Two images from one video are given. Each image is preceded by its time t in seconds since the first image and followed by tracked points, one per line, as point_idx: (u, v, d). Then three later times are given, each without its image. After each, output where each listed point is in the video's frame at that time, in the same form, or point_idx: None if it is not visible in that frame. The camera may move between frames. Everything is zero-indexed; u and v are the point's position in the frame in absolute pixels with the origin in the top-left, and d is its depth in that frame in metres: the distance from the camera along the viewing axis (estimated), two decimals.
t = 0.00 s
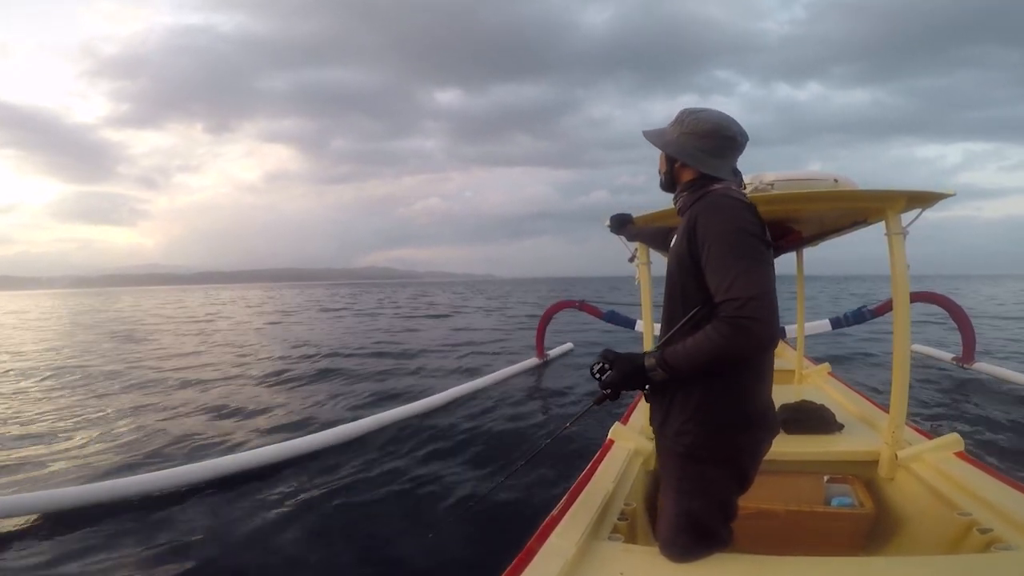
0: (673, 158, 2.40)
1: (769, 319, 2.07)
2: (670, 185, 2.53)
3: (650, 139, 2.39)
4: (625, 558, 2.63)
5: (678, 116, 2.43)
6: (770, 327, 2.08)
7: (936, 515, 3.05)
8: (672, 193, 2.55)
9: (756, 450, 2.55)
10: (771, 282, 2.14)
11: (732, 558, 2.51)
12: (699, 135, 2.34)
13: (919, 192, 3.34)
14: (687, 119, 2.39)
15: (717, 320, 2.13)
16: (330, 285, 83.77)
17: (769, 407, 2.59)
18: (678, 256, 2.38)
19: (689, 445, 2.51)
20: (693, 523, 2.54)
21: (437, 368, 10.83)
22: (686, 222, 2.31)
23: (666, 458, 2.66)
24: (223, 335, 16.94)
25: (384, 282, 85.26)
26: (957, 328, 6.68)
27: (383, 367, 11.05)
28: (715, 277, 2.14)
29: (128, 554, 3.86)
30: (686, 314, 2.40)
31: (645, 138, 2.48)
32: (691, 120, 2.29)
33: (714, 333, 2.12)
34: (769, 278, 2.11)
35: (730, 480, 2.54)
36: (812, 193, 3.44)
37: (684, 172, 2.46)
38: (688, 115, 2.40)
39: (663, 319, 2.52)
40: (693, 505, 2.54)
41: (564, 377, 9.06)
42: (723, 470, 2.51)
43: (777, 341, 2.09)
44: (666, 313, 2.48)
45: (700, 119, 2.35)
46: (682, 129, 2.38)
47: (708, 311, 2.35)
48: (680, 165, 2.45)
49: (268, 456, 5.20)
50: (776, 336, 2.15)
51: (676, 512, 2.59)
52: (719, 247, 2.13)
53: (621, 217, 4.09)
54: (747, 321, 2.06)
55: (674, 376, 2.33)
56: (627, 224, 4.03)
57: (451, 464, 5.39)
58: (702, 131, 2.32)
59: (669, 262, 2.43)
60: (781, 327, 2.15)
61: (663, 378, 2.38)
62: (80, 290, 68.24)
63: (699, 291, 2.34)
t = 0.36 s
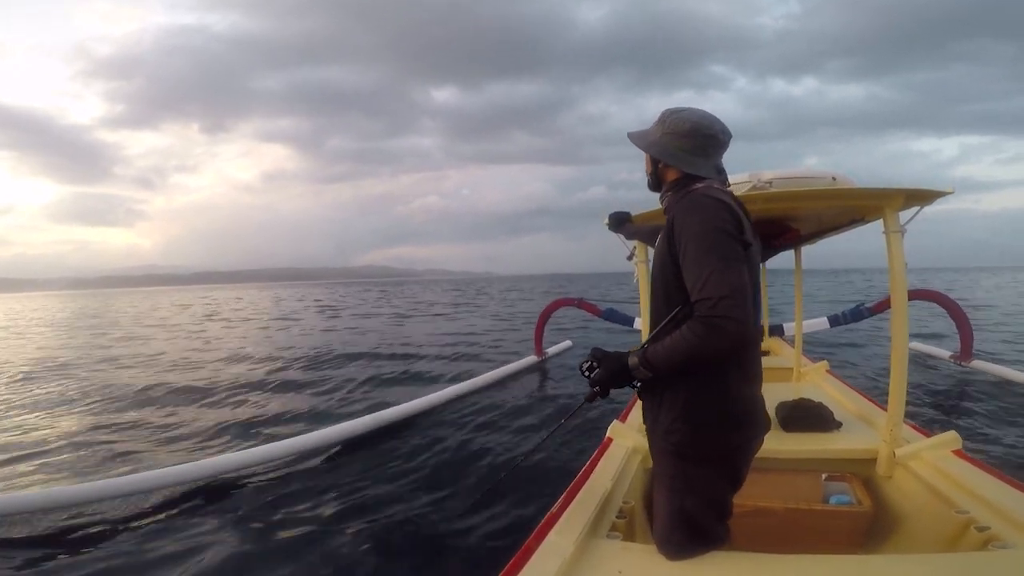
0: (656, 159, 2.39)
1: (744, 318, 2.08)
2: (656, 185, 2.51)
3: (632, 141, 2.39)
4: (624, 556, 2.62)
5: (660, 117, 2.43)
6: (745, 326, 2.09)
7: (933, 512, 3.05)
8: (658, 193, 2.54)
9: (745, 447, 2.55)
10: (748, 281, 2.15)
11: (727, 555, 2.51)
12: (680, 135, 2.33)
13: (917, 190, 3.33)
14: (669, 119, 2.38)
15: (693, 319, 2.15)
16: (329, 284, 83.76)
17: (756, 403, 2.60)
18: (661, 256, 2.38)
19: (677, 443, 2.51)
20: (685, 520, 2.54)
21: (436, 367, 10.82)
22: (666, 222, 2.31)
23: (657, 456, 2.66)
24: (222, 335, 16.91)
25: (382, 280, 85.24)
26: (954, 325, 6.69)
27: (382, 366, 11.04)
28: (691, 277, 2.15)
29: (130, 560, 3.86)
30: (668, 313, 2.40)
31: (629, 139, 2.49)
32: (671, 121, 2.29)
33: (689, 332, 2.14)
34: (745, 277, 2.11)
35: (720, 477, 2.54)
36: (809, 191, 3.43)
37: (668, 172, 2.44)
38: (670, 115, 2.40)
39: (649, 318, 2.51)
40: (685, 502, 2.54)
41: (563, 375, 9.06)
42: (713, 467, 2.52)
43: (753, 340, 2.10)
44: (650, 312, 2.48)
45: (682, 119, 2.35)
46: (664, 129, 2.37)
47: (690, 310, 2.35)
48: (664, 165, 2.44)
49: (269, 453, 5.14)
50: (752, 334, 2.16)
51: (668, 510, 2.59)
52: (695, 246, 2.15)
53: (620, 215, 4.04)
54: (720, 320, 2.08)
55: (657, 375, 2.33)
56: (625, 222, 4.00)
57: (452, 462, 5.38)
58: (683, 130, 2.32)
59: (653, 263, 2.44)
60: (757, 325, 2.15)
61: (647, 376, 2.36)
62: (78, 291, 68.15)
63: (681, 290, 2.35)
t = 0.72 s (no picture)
0: (640, 156, 2.40)
1: (721, 313, 2.08)
2: (644, 182, 2.52)
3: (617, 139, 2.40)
4: (622, 551, 2.62)
5: (645, 114, 2.44)
6: (722, 320, 2.09)
7: (931, 507, 3.05)
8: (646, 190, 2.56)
9: (735, 441, 2.55)
10: (726, 276, 2.14)
11: (720, 550, 2.50)
12: (663, 131, 2.34)
13: (916, 183, 3.32)
14: (653, 115, 2.39)
15: (672, 314, 2.16)
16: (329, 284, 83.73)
17: (745, 397, 2.60)
18: (646, 252, 2.40)
19: (667, 438, 2.51)
20: (676, 515, 2.53)
21: (436, 365, 10.80)
22: (649, 219, 2.33)
23: (648, 451, 2.67)
24: (221, 335, 16.87)
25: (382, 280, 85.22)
26: (954, 319, 6.68)
27: (381, 365, 11.02)
28: (671, 272, 2.16)
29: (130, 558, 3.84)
30: (655, 308, 2.41)
31: (614, 138, 2.51)
32: (655, 119, 2.30)
33: (668, 327, 2.15)
34: (724, 272, 2.11)
35: (710, 471, 2.53)
36: (807, 185, 3.42)
37: (654, 169, 2.45)
38: (655, 112, 2.41)
39: (637, 314, 2.54)
40: (677, 496, 2.53)
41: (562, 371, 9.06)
42: (703, 461, 2.51)
43: (731, 333, 2.09)
44: (637, 308, 2.52)
45: (666, 115, 2.35)
46: (648, 126, 2.38)
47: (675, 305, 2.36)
48: (650, 162, 2.45)
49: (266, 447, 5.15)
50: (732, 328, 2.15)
51: (660, 505, 2.58)
52: (674, 241, 2.16)
53: (618, 209, 4.06)
54: (697, 315, 2.08)
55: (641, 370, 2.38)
56: (624, 217, 4.02)
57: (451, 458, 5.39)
58: (666, 127, 2.33)
59: (640, 258, 2.46)
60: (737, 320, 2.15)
61: (631, 371, 2.41)
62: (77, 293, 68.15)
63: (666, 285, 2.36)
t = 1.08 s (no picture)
0: (633, 154, 2.41)
1: (709, 310, 2.07)
2: (637, 179, 2.53)
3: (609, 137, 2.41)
4: (622, 549, 2.61)
5: (637, 112, 2.44)
6: (710, 318, 2.08)
7: (931, 504, 3.04)
8: (639, 187, 2.55)
9: (730, 438, 2.53)
10: (716, 275, 2.13)
11: (717, 548, 2.49)
12: (655, 129, 2.34)
13: (915, 180, 3.31)
14: (645, 113, 2.40)
15: (660, 312, 2.16)
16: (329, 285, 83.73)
17: (740, 393, 2.59)
18: (637, 250, 2.40)
19: (661, 435, 2.51)
20: (672, 512, 2.52)
21: (436, 364, 10.80)
22: (640, 217, 2.33)
23: (644, 449, 2.66)
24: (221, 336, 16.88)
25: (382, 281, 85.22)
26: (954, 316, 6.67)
27: (382, 365, 11.02)
28: (660, 270, 2.16)
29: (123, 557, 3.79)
30: (647, 306, 2.41)
31: (607, 136, 2.51)
32: (646, 117, 2.30)
33: (657, 325, 2.15)
34: (713, 270, 2.10)
35: (706, 469, 2.52)
36: (806, 182, 3.42)
37: (647, 166, 2.45)
38: (647, 110, 2.41)
39: (631, 313, 2.54)
40: (673, 494, 2.52)
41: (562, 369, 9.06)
42: (699, 459, 2.50)
43: (719, 331, 2.08)
44: (631, 306, 2.52)
45: (658, 113, 2.35)
46: (641, 124, 2.39)
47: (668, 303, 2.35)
48: (643, 159, 2.45)
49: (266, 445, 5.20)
50: (722, 326, 2.14)
51: (656, 502, 2.58)
52: (663, 240, 2.15)
53: (618, 206, 4.10)
54: (685, 313, 2.07)
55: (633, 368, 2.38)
56: (624, 213, 4.07)
57: (451, 453, 5.39)
58: (658, 124, 2.33)
59: (633, 256, 2.46)
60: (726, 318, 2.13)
61: (623, 369, 2.41)
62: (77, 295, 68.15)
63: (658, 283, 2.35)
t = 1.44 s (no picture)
0: (637, 155, 2.41)
1: (718, 310, 2.07)
2: (641, 180, 2.53)
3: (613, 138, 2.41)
4: (622, 549, 2.60)
5: (640, 113, 2.45)
6: (719, 318, 2.08)
7: (932, 505, 3.04)
8: (643, 188, 2.56)
9: (732, 439, 2.54)
10: (723, 275, 2.13)
11: (721, 549, 2.49)
12: (659, 130, 2.35)
13: (915, 181, 3.32)
14: (649, 114, 2.40)
15: (669, 313, 2.16)
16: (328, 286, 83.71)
17: (742, 394, 2.59)
18: (643, 251, 2.40)
19: (666, 437, 2.50)
20: (675, 514, 2.52)
21: (436, 366, 10.79)
22: (646, 218, 2.33)
23: (646, 450, 2.66)
24: (220, 336, 16.84)
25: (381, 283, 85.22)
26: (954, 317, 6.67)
27: (381, 366, 11.00)
28: (668, 271, 2.16)
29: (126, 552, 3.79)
30: (653, 307, 2.41)
31: (611, 137, 2.52)
32: (650, 117, 2.30)
33: (666, 326, 2.15)
34: (722, 271, 2.10)
35: (709, 470, 2.52)
36: (806, 183, 3.43)
37: (651, 167, 2.45)
38: (650, 110, 2.41)
39: (635, 314, 2.54)
40: (676, 495, 2.52)
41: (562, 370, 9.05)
42: (702, 460, 2.50)
43: (728, 332, 2.09)
44: (635, 307, 2.52)
45: (661, 114, 2.36)
46: (644, 125, 2.39)
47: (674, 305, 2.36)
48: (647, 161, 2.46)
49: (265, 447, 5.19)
50: (729, 327, 2.15)
51: (659, 504, 2.58)
52: (671, 241, 2.15)
53: (619, 207, 4.12)
54: (693, 313, 2.07)
55: (639, 369, 2.37)
56: (624, 215, 4.09)
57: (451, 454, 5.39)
58: (662, 126, 2.33)
59: (637, 257, 2.46)
60: (733, 318, 2.14)
61: (629, 372, 2.41)
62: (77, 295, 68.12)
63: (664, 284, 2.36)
